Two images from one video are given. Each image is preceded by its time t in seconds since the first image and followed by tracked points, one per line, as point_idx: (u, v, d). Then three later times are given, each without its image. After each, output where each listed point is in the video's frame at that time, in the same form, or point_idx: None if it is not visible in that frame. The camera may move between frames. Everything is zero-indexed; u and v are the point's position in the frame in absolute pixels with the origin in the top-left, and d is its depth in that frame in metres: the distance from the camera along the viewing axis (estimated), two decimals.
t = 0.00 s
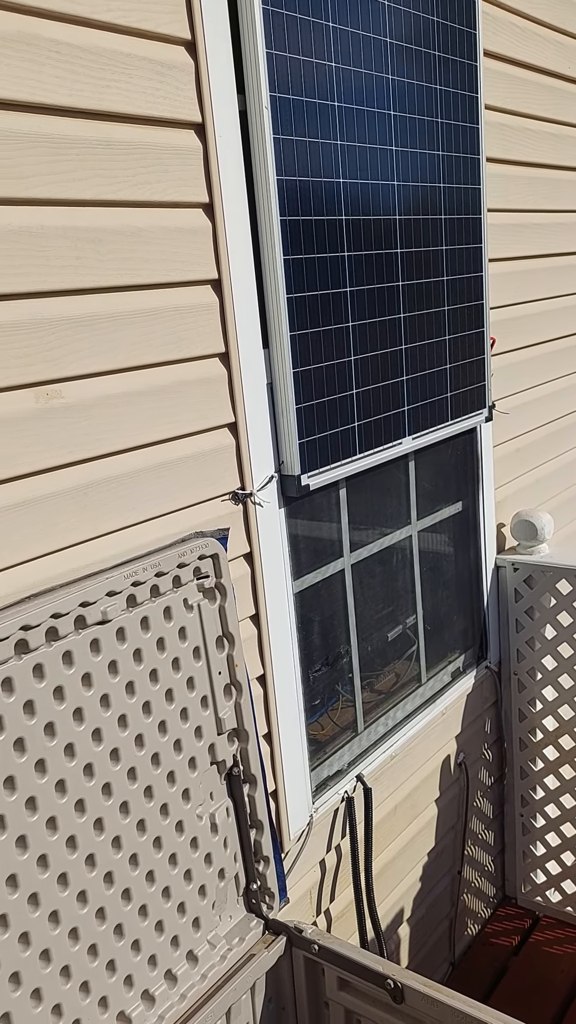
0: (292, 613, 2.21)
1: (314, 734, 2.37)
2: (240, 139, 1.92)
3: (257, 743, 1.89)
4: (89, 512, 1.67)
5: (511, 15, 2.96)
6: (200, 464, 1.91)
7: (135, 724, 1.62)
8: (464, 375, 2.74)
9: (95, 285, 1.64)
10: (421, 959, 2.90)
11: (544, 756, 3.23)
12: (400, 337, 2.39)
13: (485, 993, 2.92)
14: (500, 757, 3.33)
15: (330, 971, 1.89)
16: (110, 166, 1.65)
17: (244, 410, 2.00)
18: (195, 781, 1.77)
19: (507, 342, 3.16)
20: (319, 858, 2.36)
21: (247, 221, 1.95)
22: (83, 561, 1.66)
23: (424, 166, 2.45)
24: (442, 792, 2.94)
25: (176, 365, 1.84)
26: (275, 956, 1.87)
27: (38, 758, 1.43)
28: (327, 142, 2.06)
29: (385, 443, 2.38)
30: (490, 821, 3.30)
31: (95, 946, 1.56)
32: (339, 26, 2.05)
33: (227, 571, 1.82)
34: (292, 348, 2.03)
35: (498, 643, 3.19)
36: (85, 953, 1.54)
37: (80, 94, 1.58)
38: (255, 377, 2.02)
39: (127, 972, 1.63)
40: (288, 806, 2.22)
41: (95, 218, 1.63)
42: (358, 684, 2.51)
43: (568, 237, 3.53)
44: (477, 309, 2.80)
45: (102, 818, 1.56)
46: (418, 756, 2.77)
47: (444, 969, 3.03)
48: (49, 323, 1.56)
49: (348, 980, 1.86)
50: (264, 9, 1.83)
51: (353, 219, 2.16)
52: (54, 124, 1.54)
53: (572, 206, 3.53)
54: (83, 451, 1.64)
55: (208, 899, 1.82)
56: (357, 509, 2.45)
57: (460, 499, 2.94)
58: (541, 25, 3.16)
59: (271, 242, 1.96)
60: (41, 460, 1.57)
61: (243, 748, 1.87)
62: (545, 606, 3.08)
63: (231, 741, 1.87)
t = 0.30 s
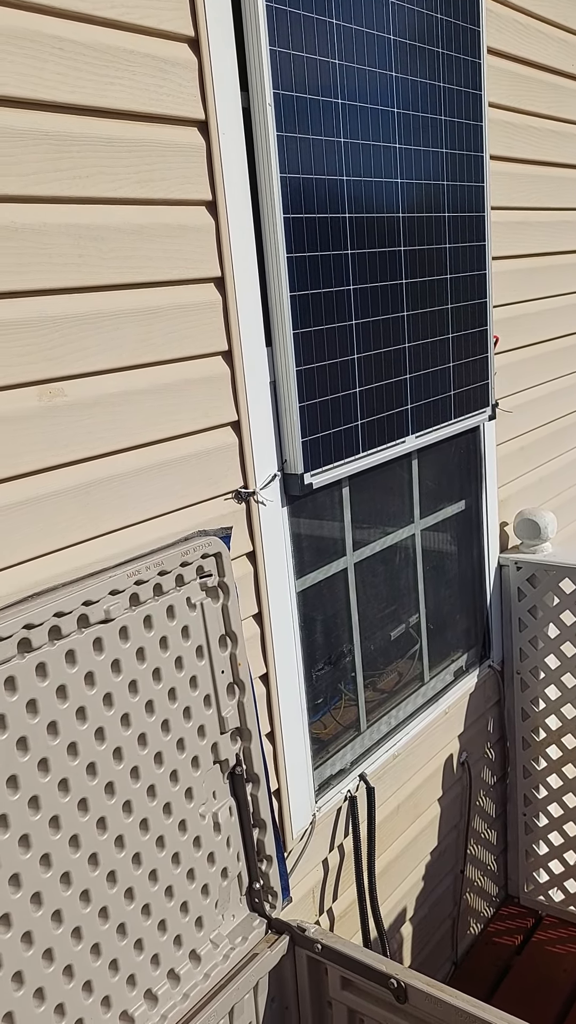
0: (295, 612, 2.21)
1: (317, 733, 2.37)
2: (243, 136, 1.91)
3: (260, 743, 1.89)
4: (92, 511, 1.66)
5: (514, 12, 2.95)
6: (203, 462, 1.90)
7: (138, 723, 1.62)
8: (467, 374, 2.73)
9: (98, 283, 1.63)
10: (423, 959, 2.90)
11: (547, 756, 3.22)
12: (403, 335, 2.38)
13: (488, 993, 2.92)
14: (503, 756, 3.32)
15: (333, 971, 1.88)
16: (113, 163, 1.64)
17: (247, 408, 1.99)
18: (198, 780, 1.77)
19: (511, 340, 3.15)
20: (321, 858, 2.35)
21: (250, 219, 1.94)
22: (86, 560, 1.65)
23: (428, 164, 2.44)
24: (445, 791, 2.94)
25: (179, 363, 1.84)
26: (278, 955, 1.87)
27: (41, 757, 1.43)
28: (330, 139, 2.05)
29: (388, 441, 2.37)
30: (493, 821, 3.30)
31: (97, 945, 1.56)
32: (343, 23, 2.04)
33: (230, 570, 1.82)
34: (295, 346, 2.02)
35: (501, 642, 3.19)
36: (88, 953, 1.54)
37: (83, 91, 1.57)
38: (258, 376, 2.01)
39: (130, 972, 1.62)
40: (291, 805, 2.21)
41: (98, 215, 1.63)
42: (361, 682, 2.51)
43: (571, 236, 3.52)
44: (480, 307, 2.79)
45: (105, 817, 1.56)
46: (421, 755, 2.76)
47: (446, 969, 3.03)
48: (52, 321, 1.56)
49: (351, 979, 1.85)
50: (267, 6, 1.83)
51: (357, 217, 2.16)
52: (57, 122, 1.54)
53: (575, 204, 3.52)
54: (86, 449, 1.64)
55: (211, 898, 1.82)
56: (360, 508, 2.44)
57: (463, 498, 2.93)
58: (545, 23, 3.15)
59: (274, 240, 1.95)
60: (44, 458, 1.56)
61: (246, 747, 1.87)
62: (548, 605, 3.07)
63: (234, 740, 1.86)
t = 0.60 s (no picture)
0: (297, 611, 2.20)
1: (319, 732, 2.36)
2: (246, 133, 1.90)
3: (261, 742, 1.88)
4: (93, 510, 1.65)
5: (517, 8, 2.93)
6: (205, 461, 1.89)
7: (139, 723, 1.61)
8: (469, 372, 2.72)
9: (100, 280, 1.63)
10: (425, 959, 2.89)
11: (549, 755, 3.21)
12: (406, 332, 2.37)
13: (490, 992, 2.91)
14: (505, 755, 3.32)
15: (335, 970, 1.88)
16: (115, 160, 1.63)
17: (249, 407, 1.99)
18: (199, 780, 1.76)
19: (513, 338, 3.14)
20: (323, 858, 2.35)
21: (252, 216, 1.93)
22: (87, 559, 1.65)
23: (430, 161, 2.43)
24: (447, 791, 2.93)
25: (180, 361, 1.83)
26: (279, 955, 1.87)
27: (42, 756, 1.42)
28: (333, 136, 2.04)
29: (391, 440, 2.36)
30: (495, 820, 3.29)
31: (98, 945, 1.55)
32: (345, 19, 2.03)
33: (232, 569, 1.81)
34: (297, 344, 2.01)
35: (503, 641, 3.18)
36: (89, 953, 1.53)
37: (84, 87, 1.56)
38: (260, 373, 2.00)
39: (131, 972, 1.62)
40: (292, 804, 2.21)
41: (100, 212, 1.62)
42: (363, 681, 2.50)
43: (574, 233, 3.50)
44: (483, 305, 2.78)
45: (106, 816, 1.55)
46: (423, 754, 2.76)
47: (448, 968, 3.02)
48: (53, 319, 1.55)
49: (353, 979, 1.85)
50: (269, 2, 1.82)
51: (359, 214, 2.15)
52: (58, 118, 1.53)
53: None
54: (87, 447, 1.63)
55: (213, 898, 1.82)
56: (363, 506, 2.43)
57: (466, 497, 2.92)
58: (548, 19, 3.14)
59: (276, 237, 1.94)
60: (45, 457, 1.55)
61: (248, 747, 1.86)
62: (551, 604, 3.07)
63: (235, 739, 1.85)
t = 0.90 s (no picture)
0: (297, 609, 2.20)
1: (319, 731, 2.36)
2: (245, 131, 1.90)
3: (261, 740, 1.88)
4: (93, 509, 1.65)
5: (518, 5, 2.93)
6: (204, 459, 1.89)
7: (139, 721, 1.61)
8: (470, 370, 2.72)
9: (99, 278, 1.62)
10: (426, 958, 2.89)
11: (550, 754, 3.21)
12: (406, 331, 2.37)
13: (491, 990, 2.91)
14: (506, 753, 3.31)
15: (335, 969, 1.88)
16: (114, 158, 1.63)
17: (249, 405, 1.98)
18: (199, 778, 1.76)
19: (514, 336, 3.14)
20: (323, 856, 2.35)
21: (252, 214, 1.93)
22: (87, 558, 1.65)
23: (430, 159, 2.42)
24: (448, 789, 2.93)
25: (180, 359, 1.83)
26: (280, 954, 1.87)
27: (41, 755, 1.42)
28: (332, 134, 2.04)
29: (391, 438, 2.36)
30: (496, 818, 3.29)
31: (98, 943, 1.55)
32: (345, 17, 2.03)
33: (232, 567, 1.81)
34: (297, 342, 2.01)
35: (504, 640, 3.18)
36: (89, 951, 1.53)
37: (84, 85, 1.56)
38: (260, 372, 2.00)
39: (131, 970, 1.62)
40: (293, 803, 2.21)
41: (99, 211, 1.62)
42: (363, 680, 2.50)
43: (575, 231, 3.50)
44: (484, 304, 2.77)
45: (106, 815, 1.55)
46: (424, 753, 2.76)
47: (449, 967, 3.02)
48: (53, 318, 1.55)
49: (353, 978, 1.85)
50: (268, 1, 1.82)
51: (359, 212, 2.15)
52: (57, 116, 1.53)
53: None
54: (87, 446, 1.63)
55: (213, 896, 1.82)
56: (363, 505, 2.43)
57: (467, 495, 2.92)
58: (549, 17, 3.13)
59: (276, 235, 1.94)
60: (45, 455, 1.55)
61: (248, 745, 1.86)
62: (552, 603, 3.07)
63: (235, 738, 1.85)
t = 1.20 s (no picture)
0: (298, 606, 2.19)
1: (320, 728, 2.36)
2: (246, 126, 1.89)
3: (262, 737, 1.88)
4: (93, 505, 1.65)
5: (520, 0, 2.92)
6: (205, 455, 1.89)
7: (140, 718, 1.61)
8: (472, 366, 2.71)
9: (99, 274, 1.62)
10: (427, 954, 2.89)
11: (551, 751, 3.21)
12: (407, 327, 2.37)
13: (492, 987, 2.91)
14: (507, 751, 3.31)
15: (337, 966, 1.88)
16: (114, 153, 1.63)
17: (250, 402, 1.98)
18: (201, 775, 1.76)
19: (516, 333, 3.13)
20: (324, 853, 2.35)
21: (252, 210, 1.93)
22: (87, 554, 1.64)
23: (432, 155, 2.42)
24: (449, 786, 2.93)
25: (181, 355, 1.82)
26: (281, 950, 1.87)
27: (42, 752, 1.42)
28: (334, 130, 2.03)
29: (393, 434, 2.36)
30: (497, 815, 3.29)
31: (99, 940, 1.55)
32: (346, 12, 2.02)
33: (232, 564, 1.80)
34: (298, 339, 2.00)
35: (506, 637, 3.18)
36: (90, 948, 1.53)
37: (84, 80, 1.55)
38: (261, 368, 2.00)
39: (132, 967, 1.62)
40: (294, 800, 2.20)
41: (100, 206, 1.61)
42: (364, 677, 2.50)
43: None
44: (485, 300, 2.77)
45: (107, 812, 1.55)
46: (425, 750, 2.76)
47: (450, 963, 3.02)
48: (53, 314, 1.54)
49: (354, 975, 1.85)
50: None
51: (360, 209, 2.14)
52: (58, 111, 1.52)
53: None
54: (88, 442, 1.63)
55: (214, 893, 1.81)
56: (364, 502, 2.43)
57: (468, 492, 2.91)
58: (550, 12, 3.12)
59: (277, 231, 1.94)
60: (45, 452, 1.55)
61: (249, 742, 1.86)
62: (553, 600, 3.07)
63: (237, 735, 1.85)
